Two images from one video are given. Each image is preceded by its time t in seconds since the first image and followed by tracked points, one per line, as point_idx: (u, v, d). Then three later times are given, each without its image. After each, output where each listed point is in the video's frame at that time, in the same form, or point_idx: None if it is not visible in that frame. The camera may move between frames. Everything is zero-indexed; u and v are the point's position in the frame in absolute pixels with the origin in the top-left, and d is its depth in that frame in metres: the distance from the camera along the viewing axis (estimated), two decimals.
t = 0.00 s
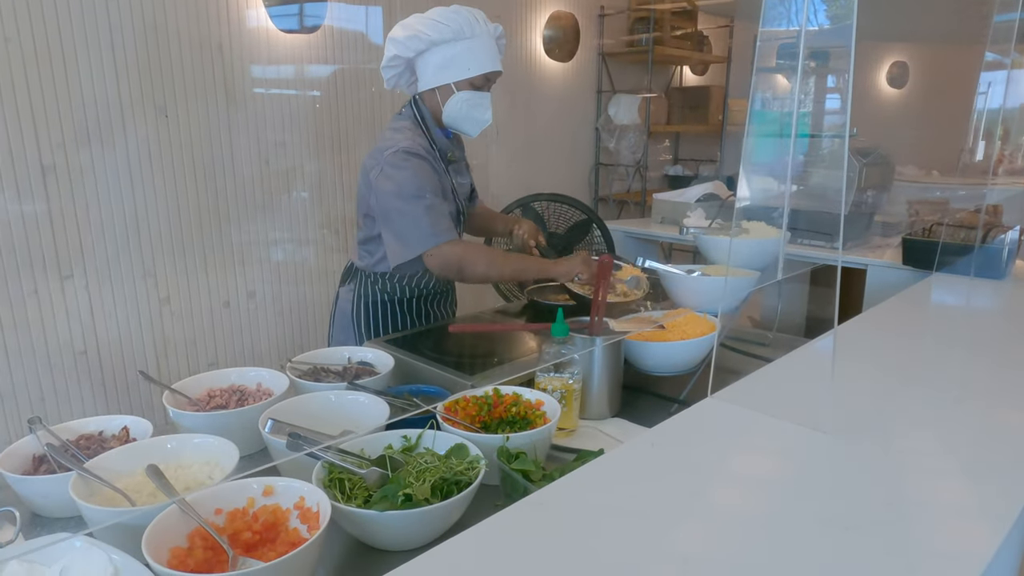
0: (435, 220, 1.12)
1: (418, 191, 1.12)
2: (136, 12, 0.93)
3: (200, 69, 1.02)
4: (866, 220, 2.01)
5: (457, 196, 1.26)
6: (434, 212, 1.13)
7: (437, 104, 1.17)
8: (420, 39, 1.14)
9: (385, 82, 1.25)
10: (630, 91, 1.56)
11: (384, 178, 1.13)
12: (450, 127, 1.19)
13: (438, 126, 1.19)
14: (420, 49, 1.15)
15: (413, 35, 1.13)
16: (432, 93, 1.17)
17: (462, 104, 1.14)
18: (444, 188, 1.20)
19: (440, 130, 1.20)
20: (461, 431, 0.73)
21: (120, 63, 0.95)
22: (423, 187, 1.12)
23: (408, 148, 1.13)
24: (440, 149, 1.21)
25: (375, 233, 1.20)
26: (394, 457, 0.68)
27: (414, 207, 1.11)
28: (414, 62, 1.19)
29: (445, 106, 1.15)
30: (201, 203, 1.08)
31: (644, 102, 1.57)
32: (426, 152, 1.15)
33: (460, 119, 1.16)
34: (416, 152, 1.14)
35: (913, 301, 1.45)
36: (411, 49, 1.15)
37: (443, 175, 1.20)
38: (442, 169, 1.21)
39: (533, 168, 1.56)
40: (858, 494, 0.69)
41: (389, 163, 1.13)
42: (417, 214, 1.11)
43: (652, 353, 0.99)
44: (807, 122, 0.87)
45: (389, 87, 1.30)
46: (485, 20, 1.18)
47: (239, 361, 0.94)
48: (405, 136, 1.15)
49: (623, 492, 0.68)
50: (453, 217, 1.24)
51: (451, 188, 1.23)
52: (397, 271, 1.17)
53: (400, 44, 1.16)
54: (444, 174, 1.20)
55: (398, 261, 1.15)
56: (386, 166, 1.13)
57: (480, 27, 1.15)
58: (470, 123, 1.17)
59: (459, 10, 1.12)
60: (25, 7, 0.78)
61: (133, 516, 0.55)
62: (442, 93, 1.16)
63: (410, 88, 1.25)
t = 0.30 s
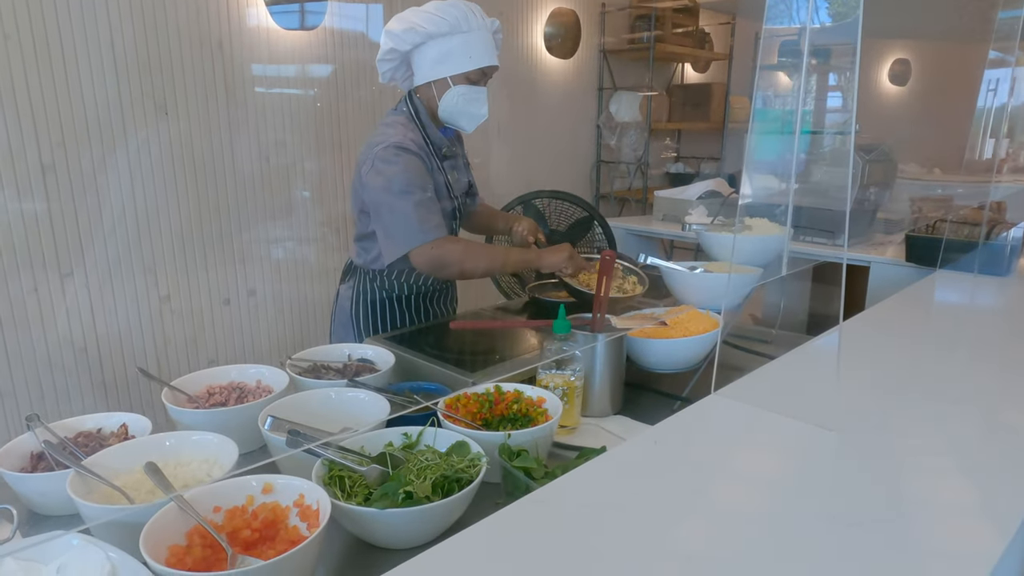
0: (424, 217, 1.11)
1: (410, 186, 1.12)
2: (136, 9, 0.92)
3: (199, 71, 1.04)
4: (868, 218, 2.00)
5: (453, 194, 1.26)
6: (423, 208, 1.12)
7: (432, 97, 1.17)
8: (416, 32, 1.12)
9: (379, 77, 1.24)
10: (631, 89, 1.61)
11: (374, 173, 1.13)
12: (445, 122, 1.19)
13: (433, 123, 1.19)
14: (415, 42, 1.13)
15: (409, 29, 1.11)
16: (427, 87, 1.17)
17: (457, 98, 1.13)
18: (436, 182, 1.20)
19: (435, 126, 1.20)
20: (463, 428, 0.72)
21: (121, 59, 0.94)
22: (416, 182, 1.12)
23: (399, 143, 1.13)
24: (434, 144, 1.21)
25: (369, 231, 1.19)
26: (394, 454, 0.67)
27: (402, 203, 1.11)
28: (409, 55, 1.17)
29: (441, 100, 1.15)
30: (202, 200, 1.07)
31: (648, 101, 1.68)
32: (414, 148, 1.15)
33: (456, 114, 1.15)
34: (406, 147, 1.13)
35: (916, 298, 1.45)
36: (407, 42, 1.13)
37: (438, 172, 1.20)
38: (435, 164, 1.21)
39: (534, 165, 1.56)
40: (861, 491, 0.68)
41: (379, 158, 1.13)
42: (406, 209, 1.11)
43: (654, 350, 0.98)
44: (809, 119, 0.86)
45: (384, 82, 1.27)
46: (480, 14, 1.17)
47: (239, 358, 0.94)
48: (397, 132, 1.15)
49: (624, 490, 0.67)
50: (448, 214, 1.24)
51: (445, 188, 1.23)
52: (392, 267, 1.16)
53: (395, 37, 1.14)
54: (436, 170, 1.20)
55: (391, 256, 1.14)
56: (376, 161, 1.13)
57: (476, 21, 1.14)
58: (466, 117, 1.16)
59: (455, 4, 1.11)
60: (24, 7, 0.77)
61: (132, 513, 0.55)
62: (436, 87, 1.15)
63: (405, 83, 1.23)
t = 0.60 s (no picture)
0: (427, 217, 1.11)
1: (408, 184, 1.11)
2: (135, 10, 0.92)
3: (197, 72, 1.04)
4: (867, 218, 2.00)
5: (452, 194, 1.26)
6: (426, 208, 1.11)
7: (431, 98, 1.16)
8: (415, 33, 1.11)
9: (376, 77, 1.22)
10: (630, 88, 1.59)
11: (374, 173, 1.12)
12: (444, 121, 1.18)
13: (433, 123, 1.19)
14: (414, 42, 1.12)
15: (407, 29, 1.10)
16: (426, 86, 1.16)
17: (457, 97, 1.13)
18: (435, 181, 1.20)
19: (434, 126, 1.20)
20: (462, 431, 0.72)
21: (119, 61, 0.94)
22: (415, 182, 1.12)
23: (399, 144, 1.13)
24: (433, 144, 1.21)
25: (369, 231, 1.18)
26: (393, 458, 0.67)
27: (404, 203, 1.10)
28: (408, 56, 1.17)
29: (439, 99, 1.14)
30: (201, 202, 1.07)
31: (647, 102, 1.64)
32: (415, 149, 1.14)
33: (455, 113, 1.15)
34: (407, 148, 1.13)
35: (915, 299, 1.45)
36: (406, 42, 1.12)
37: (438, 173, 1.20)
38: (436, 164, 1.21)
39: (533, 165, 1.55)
40: (861, 494, 0.68)
41: (378, 159, 1.12)
42: (408, 209, 1.10)
43: (653, 352, 0.97)
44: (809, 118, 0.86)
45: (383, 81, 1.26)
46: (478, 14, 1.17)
47: (237, 360, 0.93)
48: (397, 132, 1.14)
49: (622, 492, 0.67)
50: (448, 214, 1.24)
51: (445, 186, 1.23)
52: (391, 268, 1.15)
53: (394, 38, 1.12)
54: (436, 169, 1.19)
55: (393, 257, 1.14)
56: (376, 162, 1.12)
57: (474, 20, 1.13)
58: (465, 117, 1.16)
59: (453, 4, 1.11)
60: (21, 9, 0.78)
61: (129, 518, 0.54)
62: (436, 87, 1.15)
63: (403, 83, 1.22)
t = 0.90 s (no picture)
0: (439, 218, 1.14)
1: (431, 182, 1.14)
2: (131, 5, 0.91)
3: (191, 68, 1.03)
4: (862, 217, 2.01)
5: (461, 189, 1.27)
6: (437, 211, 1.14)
7: (439, 98, 1.18)
8: (419, 35, 1.12)
9: (381, 79, 1.25)
10: (627, 88, 1.56)
11: (393, 174, 1.13)
12: (451, 121, 1.19)
13: (439, 123, 1.21)
14: (419, 45, 1.14)
15: (411, 32, 1.12)
16: (432, 86, 1.18)
17: (464, 97, 1.14)
18: (451, 181, 1.22)
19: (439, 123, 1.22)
20: (458, 429, 0.72)
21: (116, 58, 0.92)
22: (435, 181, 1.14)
23: (417, 145, 1.15)
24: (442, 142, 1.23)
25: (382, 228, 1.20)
26: (390, 455, 0.67)
27: (420, 206, 1.13)
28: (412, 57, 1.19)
29: (447, 99, 1.16)
30: (195, 201, 1.06)
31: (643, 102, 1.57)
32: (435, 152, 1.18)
33: (462, 113, 1.16)
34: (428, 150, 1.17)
35: (910, 297, 1.45)
36: (410, 44, 1.14)
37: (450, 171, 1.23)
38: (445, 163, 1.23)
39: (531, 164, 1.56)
40: (857, 491, 0.68)
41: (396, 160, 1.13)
42: (423, 210, 1.13)
43: (651, 351, 0.98)
44: (803, 118, 0.86)
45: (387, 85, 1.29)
46: (479, 12, 1.17)
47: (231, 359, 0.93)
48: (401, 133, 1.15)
49: (619, 490, 0.67)
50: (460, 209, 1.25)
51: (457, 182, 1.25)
52: (406, 266, 1.18)
53: (399, 41, 1.14)
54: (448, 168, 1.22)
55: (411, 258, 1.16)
56: (395, 162, 1.13)
57: (476, 20, 1.14)
58: (472, 115, 1.17)
59: (456, 5, 1.12)
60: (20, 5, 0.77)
61: (125, 516, 0.55)
62: (443, 87, 1.16)
63: (407, 85, 1.26)
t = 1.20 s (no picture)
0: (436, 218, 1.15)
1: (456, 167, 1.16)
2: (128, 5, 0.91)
3: (186, 72, 1.04)
4: (857, 218, 2.02)
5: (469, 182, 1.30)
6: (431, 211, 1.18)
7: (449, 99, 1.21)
8: (427, 39, 1.16)
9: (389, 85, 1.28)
10: (623, 88, 1.54)
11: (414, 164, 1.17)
12: (457, 121, 1.24)
13: (448, 118, 1.22)
14: (426, 49, 1.18)
15: (420, 35, 1.15)
16: (440, 89, 1.21)
17: (471, 98, 1.18)
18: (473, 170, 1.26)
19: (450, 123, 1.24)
20: (452, 429, 0.73)
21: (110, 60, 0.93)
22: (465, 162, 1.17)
23: (445, 134, 1.19)
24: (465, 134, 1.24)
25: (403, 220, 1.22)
26: (384, 455, 0.68)
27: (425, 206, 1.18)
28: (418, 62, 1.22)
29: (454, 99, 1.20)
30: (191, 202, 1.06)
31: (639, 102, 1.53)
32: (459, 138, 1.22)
33: (469, 114, 1.20)
34: (452, 138, 1.20)
35: (904, 297, 1.47)
36: (418, 49, 1.18)
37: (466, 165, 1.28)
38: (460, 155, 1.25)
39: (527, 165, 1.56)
40: (849, 490, 0.69)
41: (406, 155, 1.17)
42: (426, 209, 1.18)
43: (645, 350, 0.98)
44: (798, 119, 0.87)
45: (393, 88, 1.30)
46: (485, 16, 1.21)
47: (226, 358, 0.93)
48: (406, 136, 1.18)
49: (614, 489, 0.68)
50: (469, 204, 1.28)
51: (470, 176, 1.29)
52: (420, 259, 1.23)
53: (406, 46, 1.18)
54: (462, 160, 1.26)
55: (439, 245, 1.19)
56: (420, 154, 1.17)
57: (482, 23, 1.17)
58: (479, 116, 1.20)
59: (461, 8, 1.15)
60: None
61: (121, 515, 0.55)
62: (450, 89, 1.20)
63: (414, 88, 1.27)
